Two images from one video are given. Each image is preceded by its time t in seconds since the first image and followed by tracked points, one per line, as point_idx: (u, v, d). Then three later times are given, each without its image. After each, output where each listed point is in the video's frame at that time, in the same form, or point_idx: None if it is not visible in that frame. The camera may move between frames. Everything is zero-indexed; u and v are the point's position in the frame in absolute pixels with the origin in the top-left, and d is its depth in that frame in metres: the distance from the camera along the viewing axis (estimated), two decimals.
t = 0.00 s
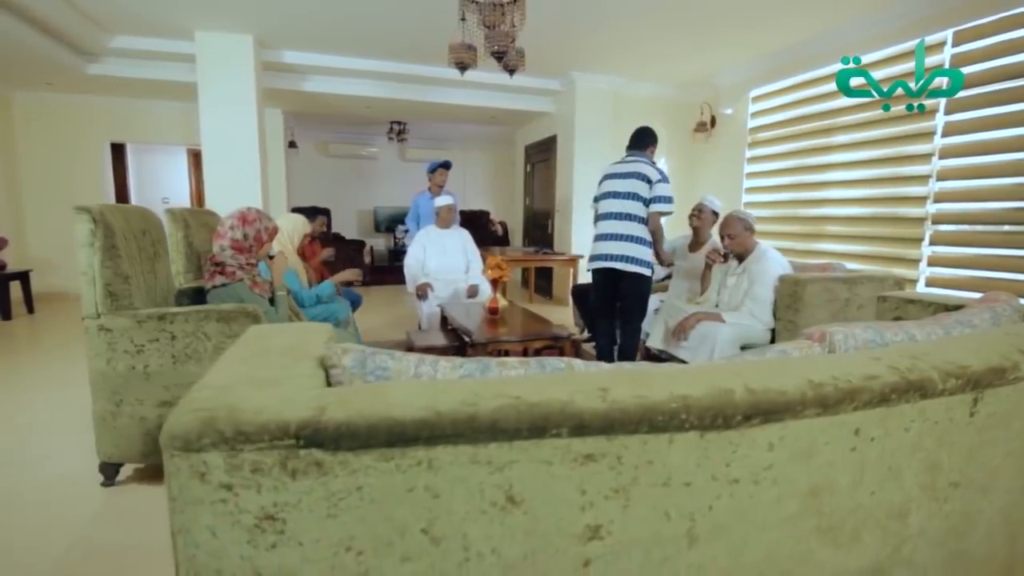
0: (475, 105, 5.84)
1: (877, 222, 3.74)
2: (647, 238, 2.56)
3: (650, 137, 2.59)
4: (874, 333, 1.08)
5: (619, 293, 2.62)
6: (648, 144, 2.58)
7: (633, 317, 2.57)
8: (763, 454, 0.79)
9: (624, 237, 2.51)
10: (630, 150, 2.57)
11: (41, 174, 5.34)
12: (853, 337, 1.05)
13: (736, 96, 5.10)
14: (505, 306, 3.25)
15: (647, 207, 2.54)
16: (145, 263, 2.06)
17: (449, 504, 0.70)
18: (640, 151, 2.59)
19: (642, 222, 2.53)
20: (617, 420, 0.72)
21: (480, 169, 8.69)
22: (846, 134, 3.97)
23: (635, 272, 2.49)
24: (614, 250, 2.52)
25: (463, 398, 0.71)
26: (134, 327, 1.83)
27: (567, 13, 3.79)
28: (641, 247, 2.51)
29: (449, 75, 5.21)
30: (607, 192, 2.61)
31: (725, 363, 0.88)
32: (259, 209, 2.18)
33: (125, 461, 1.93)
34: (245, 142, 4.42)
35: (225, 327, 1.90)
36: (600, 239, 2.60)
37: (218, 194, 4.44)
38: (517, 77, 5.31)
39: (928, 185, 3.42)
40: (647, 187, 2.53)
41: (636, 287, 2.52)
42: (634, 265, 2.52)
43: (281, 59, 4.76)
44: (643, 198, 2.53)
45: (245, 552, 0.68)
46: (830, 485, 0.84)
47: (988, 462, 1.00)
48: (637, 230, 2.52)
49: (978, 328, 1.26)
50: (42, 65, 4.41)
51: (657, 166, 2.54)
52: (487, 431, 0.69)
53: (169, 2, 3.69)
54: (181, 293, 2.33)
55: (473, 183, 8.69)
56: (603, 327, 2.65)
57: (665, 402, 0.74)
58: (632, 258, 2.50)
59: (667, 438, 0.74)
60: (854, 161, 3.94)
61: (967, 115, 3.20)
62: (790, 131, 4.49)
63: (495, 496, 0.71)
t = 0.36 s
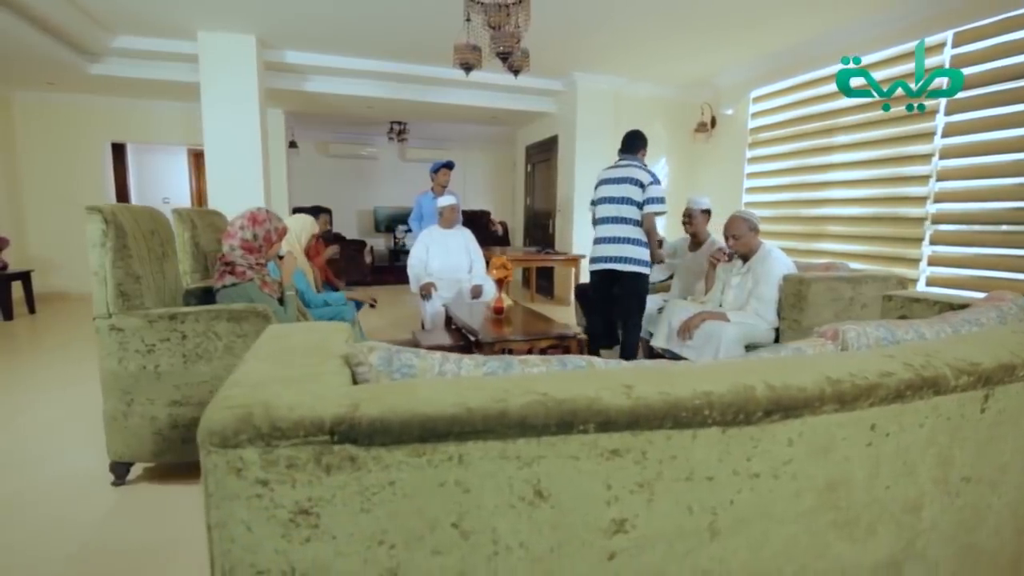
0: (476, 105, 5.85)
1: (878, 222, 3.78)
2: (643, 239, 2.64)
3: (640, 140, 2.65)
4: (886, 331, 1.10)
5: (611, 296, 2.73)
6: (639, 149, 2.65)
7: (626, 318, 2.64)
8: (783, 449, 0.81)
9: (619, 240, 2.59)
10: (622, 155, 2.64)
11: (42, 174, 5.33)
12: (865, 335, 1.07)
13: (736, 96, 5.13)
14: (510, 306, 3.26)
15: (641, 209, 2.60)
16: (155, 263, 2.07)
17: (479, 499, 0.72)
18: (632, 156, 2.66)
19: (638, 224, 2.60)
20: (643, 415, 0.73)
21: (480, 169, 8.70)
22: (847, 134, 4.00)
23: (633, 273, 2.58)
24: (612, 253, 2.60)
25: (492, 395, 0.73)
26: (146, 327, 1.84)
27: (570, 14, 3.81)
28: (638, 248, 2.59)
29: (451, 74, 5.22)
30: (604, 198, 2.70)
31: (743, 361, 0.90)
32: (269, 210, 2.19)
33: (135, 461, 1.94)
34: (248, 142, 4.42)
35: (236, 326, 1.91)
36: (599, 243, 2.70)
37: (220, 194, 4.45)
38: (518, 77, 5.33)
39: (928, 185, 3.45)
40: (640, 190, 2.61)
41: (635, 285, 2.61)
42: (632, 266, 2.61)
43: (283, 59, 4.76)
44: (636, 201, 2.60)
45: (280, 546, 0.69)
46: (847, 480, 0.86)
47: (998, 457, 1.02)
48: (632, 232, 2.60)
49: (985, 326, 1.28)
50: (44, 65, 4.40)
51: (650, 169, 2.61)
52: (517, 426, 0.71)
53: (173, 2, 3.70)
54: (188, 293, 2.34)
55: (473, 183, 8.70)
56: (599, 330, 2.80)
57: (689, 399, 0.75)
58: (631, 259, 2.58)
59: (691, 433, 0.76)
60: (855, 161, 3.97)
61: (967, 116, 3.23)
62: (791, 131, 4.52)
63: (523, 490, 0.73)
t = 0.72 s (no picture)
0: (476, 106, 5.86)
1: (877, 222, 3.81)
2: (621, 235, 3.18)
3: (626, 153, 3.33)
4: (895, 329, 1.12)
5: (595, 296, 3.42)
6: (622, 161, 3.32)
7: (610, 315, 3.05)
8: (800, 444, 0.83)
9: (600, 236, 3.31)
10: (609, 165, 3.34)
11: (41, 174, 5.31)
12: (875, 332, 1.09)
13: (736, 96, 5.16)
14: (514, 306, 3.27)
15: (621, 209, 3.31)
16: (163, 263, 2.07)
17: (505, 494, 0.73)
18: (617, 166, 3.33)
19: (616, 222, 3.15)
20: (665, 411, 0.75)
21: (479, 169, 8.71)
22: (846, 135, 4.03)
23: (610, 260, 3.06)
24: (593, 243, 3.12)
25: (518, 391, 0.74)
26: (155, 326, 1.84)
27: (572, 15, 3.83)
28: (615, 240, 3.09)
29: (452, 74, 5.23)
30: (591, 198, 3.40)
31: (758, 358, 0.91)
32: (276, 209, 2.21)
33: (143, 460, 1.94)
34: (249, 142, 4.42)
35: (244, 326, 1.91)
36: (585, 237, 3.40)
37: (222, 194, 4.45)
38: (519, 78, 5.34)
39: (927, 185, 3.48)
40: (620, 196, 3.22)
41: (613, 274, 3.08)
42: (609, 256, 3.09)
43: (284, 59, 4.76)
44: (616, 203, 3.31)
45: (312, 540, 0.70)
46: (861, 475, 0.88)
47: (1004, 452, 1.04)
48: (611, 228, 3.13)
49: (989, 324, 1.31)
50: (45, 65, 4.39)
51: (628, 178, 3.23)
52: (543, 422, 0.72)
53: (176, 2, 3.70)
54: (195, 293, 2.34)
55: (472, 183, 8.71)
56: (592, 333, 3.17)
57: (709, 395, 0.77)
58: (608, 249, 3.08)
59: (711, 429, 0.78)
60: (854, 161, 4.00)
61: (966, 117, 3.26)
62: (791, 132, 4.55)
63: (548, 485, 0.74)
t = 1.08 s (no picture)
0: (477, 106, 5.88)
1: (878, 222, 3.84)
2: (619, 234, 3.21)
3: (626, 159, 3.40)
4: (905, 327, 1.14)
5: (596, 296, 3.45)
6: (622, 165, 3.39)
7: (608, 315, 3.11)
8: (818, 439, 0.84)
9: (599, 234, 3.33)
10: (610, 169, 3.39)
11: (41, 174, 5.30)
12: (886, 331, 1.11)
13: (737, 97, 5.18)
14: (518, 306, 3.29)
15: (619, 210, 3.34)
16: (173, 263, 2.08)
17: (534, 488, 0.75)
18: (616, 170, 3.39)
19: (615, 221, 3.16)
20: (688, 408, 0.77)
21: (479, 169, 8.73)
22: (846, 135, 4.07)
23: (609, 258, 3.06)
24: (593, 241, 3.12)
25: (546, 389, 0.76)
26: (166, 326, 1.85)
27: (575, 16, 3.85)
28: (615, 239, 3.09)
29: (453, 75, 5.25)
30: (590, 199, 3.43)
31: (775, 356, 0.93)
32: (287, 206, 2.22)
33: (154, 458, 1.96)
34: (251, 142, 4.43)
35: (255, 325, 1.92)
36: (582, 235, 3.42)
37: (224, 194, 4.45)
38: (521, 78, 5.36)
39: (927, 185, 3.51)
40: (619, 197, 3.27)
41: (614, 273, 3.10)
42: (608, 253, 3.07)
43: (286, 59, 4.77)
44: (615, 203, 3.33)
45: (345, 534, 0.72)
46: (876, 470, 0.90)
47: (1014, 448, 1.06)
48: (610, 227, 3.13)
49: (996, 322, 1.33)
50: (47, 65, 4.39)
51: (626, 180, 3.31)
52: (571, 418, 0.74)
53: (179, 3, 3.70)
54: (203, 293, 2.35)
55: (472, 183, 8.72)
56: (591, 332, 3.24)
57: (731, 391, 0.79)
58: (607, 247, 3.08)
59: (732, 425, 0.80)
60: (854, 162, 4.03)
61: (966, 118, 3.30)
62: (791, 132, 4.58)
63: (575, 480, 0.76)
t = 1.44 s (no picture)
0: (477, 106, 5.89)
1: (877, 222, 3.87)
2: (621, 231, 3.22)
3: (627, 161, 3.43)
4: (912, 326, 1.16)
5: (597, 296, 3.46)
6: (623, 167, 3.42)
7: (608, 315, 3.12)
8: (830, 436, 0.86)
9: (601, 231, 3.35)
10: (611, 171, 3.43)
11: (41, 175, 5.29)
12: (893, 329, 1.13)
13: (736, 97, 5.21)
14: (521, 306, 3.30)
15: (621, 209, 3.37)
16: (179, 263, 2.08)
17: (553, 485, 0.76)
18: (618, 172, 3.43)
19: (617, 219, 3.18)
20: (705, 405, 0.78)
21: (478, 169, 8.73)
22: (846, 136, 4.09)
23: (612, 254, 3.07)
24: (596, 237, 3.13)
25: (565, 386, 0.77)
26: (174, 326, 1.86)
27: (577, 17, 3.87)
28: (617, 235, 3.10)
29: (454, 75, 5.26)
30: (592, 199, 3.46)
31: (787, 354, 0.95)
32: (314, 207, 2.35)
33: (161, 458, 1.96)
34: (253, 142, 4.43)
35: (263, 325, 1.93)
36: (585, 234, 3.44)
37: (225, 194, 4.45)
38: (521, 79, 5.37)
39: (927, 186, 3.54)
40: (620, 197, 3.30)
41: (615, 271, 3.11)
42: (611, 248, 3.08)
43: (287, 60, 4.77)
44: (617, 202, 3.36)
45: (369, 530, 0.73)
46: (887, 466, 0.91)
47: (1019, 444, 1.08)
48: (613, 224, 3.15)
49: (999, 321, 1.35)
50: (48, 65, 4.38)
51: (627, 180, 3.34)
52: (590, 415, 0.75)
53: (182, 3, 3.70)
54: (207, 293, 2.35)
55: (472, 183, 8.73)
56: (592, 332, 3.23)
57: (746, 388, 0.80)
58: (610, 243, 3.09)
59: (747, 422, 0.81)
60: (854, 162, 4.06)
61: (965, 119, 3.33)
62: (791, 133, 4.60)
63: (593, 476, 0.77)
